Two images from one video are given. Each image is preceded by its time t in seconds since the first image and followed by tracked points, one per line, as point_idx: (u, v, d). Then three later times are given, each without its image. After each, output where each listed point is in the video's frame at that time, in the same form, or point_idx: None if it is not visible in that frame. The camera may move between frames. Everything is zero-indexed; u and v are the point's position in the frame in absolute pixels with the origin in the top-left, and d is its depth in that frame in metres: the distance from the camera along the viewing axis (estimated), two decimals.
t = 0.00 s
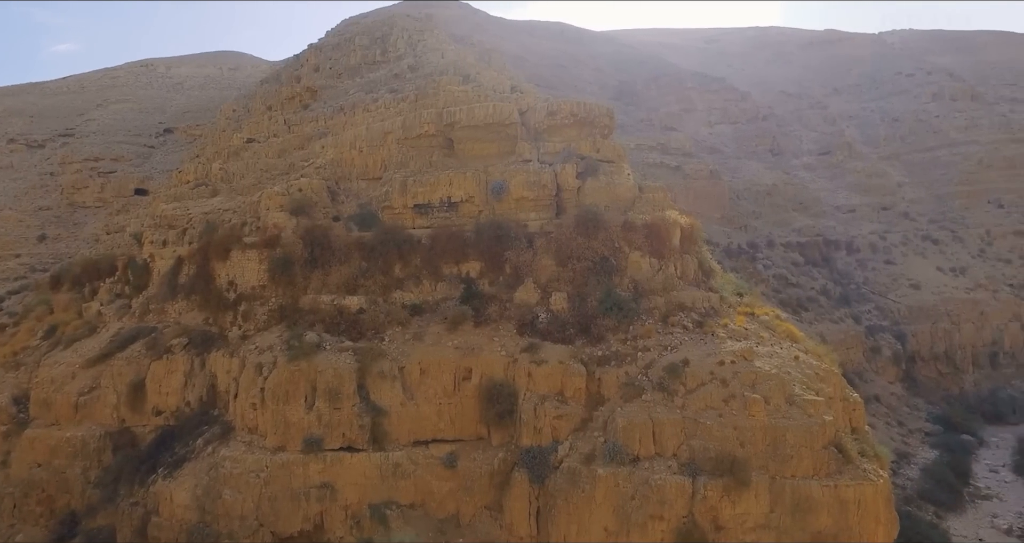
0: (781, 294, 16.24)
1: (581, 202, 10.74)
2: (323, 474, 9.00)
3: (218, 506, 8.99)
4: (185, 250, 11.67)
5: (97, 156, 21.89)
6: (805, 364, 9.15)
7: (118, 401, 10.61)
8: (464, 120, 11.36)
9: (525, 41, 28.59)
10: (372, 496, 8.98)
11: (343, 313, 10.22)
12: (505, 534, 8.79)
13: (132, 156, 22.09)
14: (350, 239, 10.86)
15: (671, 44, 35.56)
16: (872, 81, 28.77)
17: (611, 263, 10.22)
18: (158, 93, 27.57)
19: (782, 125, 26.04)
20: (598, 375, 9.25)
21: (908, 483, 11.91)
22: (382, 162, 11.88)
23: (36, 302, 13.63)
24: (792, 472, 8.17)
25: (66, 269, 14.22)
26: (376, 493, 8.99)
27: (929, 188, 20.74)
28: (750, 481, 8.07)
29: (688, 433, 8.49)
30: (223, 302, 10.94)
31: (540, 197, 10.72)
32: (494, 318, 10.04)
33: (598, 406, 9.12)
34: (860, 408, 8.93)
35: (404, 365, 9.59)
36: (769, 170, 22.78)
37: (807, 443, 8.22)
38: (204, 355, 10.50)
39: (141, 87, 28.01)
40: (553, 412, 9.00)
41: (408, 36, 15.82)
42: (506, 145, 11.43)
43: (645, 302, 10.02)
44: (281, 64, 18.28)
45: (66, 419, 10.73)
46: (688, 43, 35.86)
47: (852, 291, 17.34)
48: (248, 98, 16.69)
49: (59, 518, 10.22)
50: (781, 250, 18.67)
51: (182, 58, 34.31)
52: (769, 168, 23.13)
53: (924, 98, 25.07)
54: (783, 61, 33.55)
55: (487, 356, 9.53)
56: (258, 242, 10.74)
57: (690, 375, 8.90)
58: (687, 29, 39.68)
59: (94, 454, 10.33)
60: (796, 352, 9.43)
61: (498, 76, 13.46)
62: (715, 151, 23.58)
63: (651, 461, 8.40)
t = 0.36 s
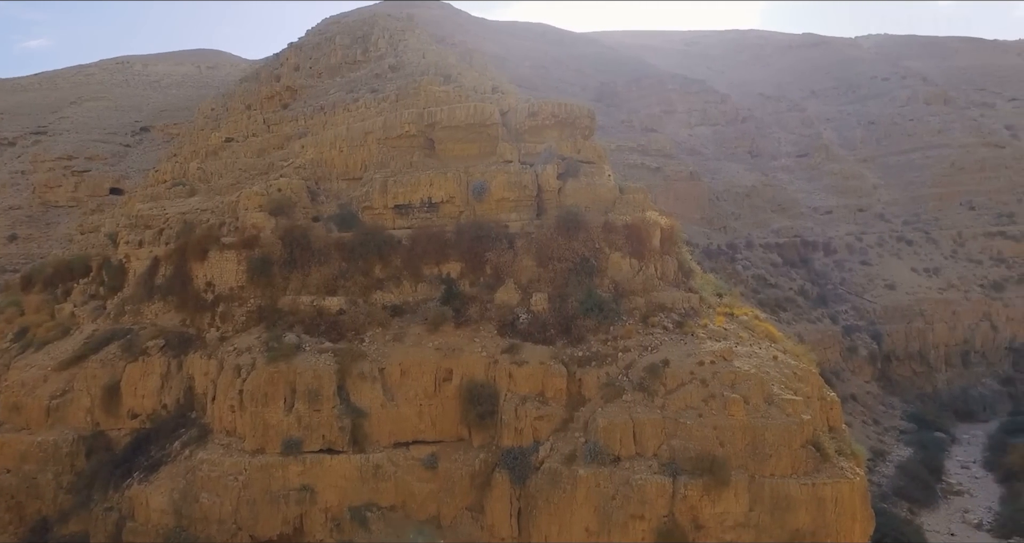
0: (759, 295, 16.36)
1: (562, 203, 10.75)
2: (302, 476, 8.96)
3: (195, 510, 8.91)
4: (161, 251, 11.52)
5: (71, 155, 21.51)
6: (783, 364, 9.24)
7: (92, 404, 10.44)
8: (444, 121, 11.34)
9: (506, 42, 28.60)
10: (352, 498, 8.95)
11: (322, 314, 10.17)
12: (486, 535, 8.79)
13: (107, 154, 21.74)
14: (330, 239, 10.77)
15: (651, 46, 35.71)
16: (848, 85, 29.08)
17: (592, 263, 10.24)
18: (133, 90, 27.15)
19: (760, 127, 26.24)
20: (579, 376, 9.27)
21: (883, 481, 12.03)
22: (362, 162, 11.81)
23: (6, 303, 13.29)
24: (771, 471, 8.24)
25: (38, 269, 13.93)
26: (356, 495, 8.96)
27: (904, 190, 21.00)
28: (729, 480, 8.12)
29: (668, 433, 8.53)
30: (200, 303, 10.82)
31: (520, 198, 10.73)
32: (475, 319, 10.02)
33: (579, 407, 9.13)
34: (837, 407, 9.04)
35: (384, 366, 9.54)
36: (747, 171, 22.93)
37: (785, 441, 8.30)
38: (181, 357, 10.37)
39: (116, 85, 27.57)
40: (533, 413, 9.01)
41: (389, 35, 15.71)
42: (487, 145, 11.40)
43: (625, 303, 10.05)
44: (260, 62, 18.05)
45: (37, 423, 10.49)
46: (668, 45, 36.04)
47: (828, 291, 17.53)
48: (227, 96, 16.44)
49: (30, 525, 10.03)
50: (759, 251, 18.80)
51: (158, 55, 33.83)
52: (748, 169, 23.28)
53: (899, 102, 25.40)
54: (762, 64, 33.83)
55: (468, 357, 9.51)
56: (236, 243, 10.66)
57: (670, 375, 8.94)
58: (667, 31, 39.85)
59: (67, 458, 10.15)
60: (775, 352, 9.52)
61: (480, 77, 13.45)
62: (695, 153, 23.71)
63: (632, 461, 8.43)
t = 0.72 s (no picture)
0: (741, 295, 16.10)
1: (545, 204, 10.77)
2: (284, 479, 8.91)
3: (175, 515, 8.79)
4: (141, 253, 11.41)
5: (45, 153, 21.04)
6: (764, 364, 9.33)
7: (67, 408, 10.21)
8: (427, 121, 11.33)
9: (490, 42, 28.49)
10: (334, 500, 8.92)
11: (304, 315, 10.11)
12: (469, 537, 8.79)
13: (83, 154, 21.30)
14: (311, 240, 10.79)
15: (634, 48, 35.75)
16: (829, 89, 29.34)
17: (575, 264, 10.23)
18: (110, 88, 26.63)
19: (742, 129, 26.37)
20: (562, 377, 9.28)
21: (862, 479, 12.05)
22: (345, 162, 11.75)
23: None
24: (753, 470, 8.30)
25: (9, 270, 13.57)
26: (338, 497, 8.92)
27: (882, 192, 21.21)
28: (712, 479, 8.17)
29: (651, 433, 8.57)
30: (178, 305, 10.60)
31: (503, 199, 10.75)
32: (458, 320, 9.99)
33: (562, 408, 9.16)
34: (818, 407, 9.11)
35: (367, 367, 9.46)
36: (729, 173, 23.02)
37: (766, 441, 8.37)
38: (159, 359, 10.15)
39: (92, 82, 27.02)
40: (516, 414, 9.03)
41: (371, 34, 15.46)
42: (470, 146, 11.38)
43: (608, 304, 10.07)
44: (240, 61, 17.78)
45: (11, 428, 10.28)
46: (650, 47, 36.12)
47: (809, 292, 17.61)
48: (206, 95, 16.00)
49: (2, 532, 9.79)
50: (741, 252, 18.80)
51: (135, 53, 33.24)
52: (729, 171, 23.28)
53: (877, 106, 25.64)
54: (744, 67, 34.04)
55: (451, 358, 9.49)
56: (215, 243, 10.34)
57: (653, 375, 8.98)
58: (650, 34, 39.98)
59: (42, 463, 10.01)
60: (756, 353, 9.60)
61: (463, 78, 13.43)
62: (677, 154, 23.70)
63: (615, 462, 8.47)
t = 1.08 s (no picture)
0: (724, 296, 16.11)
1: (529, 205, 10.77)
2: (267, 482, 8.85)
3: (155, 519, 8.73)
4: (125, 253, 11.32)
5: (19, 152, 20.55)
6: (747, 364, 9.42)
7: (44, 412, 9.97)
8: (412, 122, 11.29)
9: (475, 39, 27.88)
10: (318, 503, 8.87)
11: (287, 317, 10.05)
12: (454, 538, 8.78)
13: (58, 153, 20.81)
14: (295, 240, 10.79)
15: (618, 50, 35.74)
16: (810, 89, 28.99)
17: (559, 266, 10.24)
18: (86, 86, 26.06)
19: (726, 130, 25.91)
20: (546, 378, 9.30)
21: (844, 477, 12.10)
22: (329, 163, 11.68)
23: None
24: (736, 470, 8.34)
25: None
26: (322, 500, 8.87)
27: (863, 193, 20.99)
28: (695, 479, 8.22)
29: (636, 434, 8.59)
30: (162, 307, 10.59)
31: (487, 200, 10.74)
32: (442, 321, 9.98)
33: (547, 409, 9.15)
34: (800, 406, 9.23)
35: (351, 369, 9.48)
36: (713, 174, 22.63)
37: (749, 441, 8.42)
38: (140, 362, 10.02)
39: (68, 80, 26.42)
40: (501, 416, 9.09)
41: (356, 35, 15.31)
42: (455, 147, 11.34)
43: (593, 305, 10.06)
44: (222, 61, 17.50)
45: None
46: (634, 49, 36.16)
47: (791, 292, 17.35)
48: (187, 95, 15.59)
49: None
50: (725, 253, 18.55)
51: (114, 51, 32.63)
52: (713, 173, 22.76)
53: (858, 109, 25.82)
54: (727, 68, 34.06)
55: (436, 359, 9.48)
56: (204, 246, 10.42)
57: (637, 376, 9.00)
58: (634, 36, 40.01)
59: (15, 468, 9.75)
60: (739, 354, 9.68)
61: (447, 78, 13.53)
62: (661, 156, 23.34)
63: (600, 462, 8.50)
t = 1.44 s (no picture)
0: (706, 298, 14.83)
1: (513, 206, 10.79)
2: (249, 485, 8.87)
3: (135, 524, 8.69)
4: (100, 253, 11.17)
5: None
6: (730, 365, 9.52)
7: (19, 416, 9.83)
8: (396, 123, 11.29)
9: (461, 38, 27.58)
10: (302, 505, 8.91)
11: (270, 318, 9.95)
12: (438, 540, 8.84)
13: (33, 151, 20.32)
14: (277, 241, 10.67)
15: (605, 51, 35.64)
16: (791, 93, 28.12)
17: (543, 267, 10.25)
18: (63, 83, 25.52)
19: (709, 134, 24.93)
20: (530, 379, 9.31)
21: (824, 477, 11.16)
22: (313, 164, 11.63)
23: None
24: (719, 470, 8.40)
25: None
26: (306, 503, 8.91)
27: (844, 196, 20.48)
28: (679, 480, 8.27)
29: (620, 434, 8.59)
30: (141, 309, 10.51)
31: (471, 201, 10.76)
32: (426, 323, 9.95)
33: (531, 410, 9.19)
34: (782, 407, 9.30)
35: (335, 371, 9.46)
36: (695, 178, 21.52)
37: (732, 441, 8.49)
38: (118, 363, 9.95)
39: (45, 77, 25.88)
40: (486, 417, 9.11)
41: (340, 35, 15.16)
42: (439, 148, 11.32)
43: (577, 306, 10.08)
44: (206, 60, 17.28)
45: None
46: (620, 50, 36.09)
47: (773, 293, 16.12)
48: (168, 94, 15.30)
49: None
50: (708, 255, 17.35)
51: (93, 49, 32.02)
52: (696, 175, 21.85)
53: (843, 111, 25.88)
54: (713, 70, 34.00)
55: (419, 361, 9.49)
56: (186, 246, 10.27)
57: (621, 377, 9.03)
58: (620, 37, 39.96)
59: None
60: (722, 355, 9.76)
61: (432, 79, 13.55)
62: (645, 158, 22.24)
63: (584, 464, 8.52)
